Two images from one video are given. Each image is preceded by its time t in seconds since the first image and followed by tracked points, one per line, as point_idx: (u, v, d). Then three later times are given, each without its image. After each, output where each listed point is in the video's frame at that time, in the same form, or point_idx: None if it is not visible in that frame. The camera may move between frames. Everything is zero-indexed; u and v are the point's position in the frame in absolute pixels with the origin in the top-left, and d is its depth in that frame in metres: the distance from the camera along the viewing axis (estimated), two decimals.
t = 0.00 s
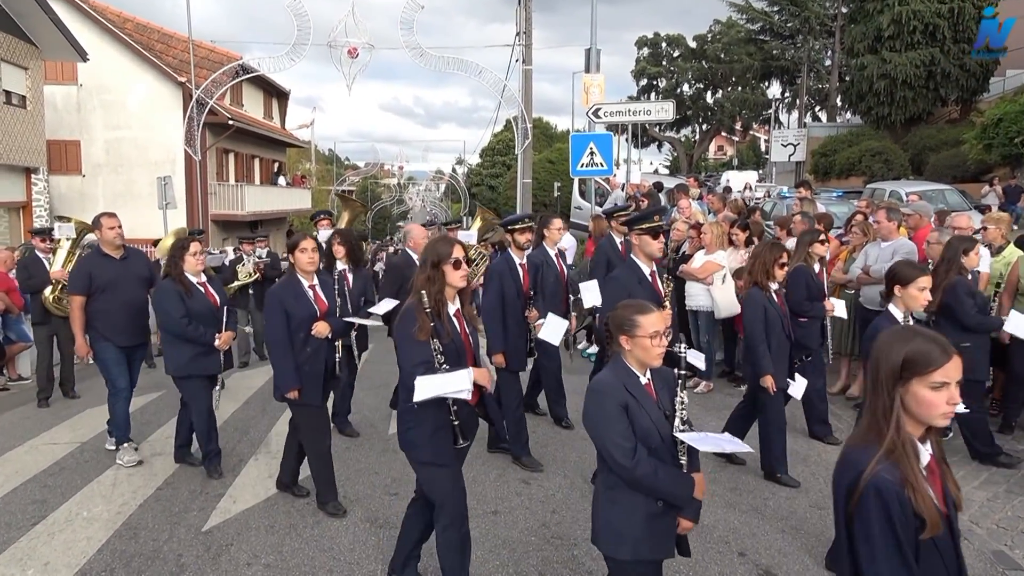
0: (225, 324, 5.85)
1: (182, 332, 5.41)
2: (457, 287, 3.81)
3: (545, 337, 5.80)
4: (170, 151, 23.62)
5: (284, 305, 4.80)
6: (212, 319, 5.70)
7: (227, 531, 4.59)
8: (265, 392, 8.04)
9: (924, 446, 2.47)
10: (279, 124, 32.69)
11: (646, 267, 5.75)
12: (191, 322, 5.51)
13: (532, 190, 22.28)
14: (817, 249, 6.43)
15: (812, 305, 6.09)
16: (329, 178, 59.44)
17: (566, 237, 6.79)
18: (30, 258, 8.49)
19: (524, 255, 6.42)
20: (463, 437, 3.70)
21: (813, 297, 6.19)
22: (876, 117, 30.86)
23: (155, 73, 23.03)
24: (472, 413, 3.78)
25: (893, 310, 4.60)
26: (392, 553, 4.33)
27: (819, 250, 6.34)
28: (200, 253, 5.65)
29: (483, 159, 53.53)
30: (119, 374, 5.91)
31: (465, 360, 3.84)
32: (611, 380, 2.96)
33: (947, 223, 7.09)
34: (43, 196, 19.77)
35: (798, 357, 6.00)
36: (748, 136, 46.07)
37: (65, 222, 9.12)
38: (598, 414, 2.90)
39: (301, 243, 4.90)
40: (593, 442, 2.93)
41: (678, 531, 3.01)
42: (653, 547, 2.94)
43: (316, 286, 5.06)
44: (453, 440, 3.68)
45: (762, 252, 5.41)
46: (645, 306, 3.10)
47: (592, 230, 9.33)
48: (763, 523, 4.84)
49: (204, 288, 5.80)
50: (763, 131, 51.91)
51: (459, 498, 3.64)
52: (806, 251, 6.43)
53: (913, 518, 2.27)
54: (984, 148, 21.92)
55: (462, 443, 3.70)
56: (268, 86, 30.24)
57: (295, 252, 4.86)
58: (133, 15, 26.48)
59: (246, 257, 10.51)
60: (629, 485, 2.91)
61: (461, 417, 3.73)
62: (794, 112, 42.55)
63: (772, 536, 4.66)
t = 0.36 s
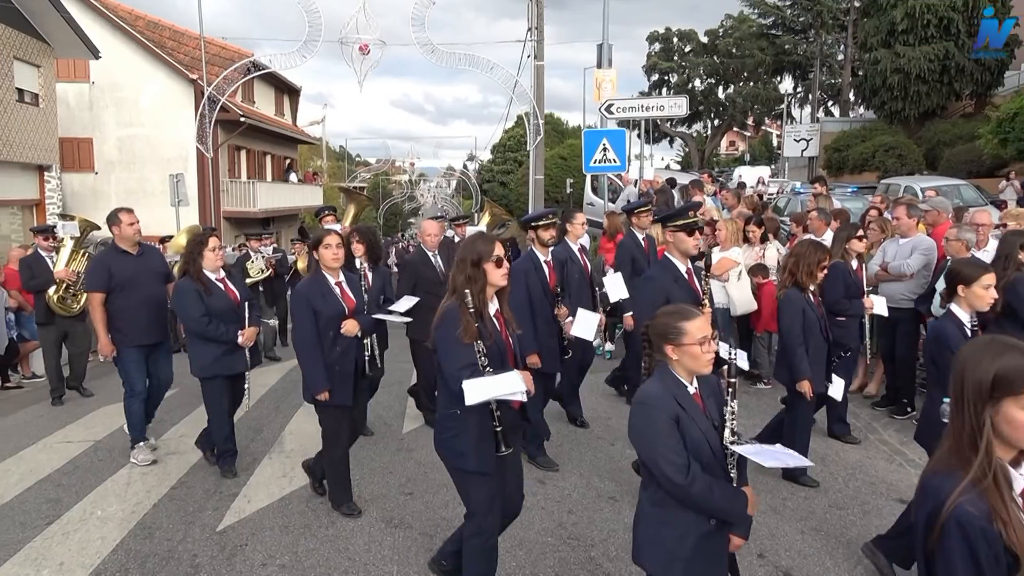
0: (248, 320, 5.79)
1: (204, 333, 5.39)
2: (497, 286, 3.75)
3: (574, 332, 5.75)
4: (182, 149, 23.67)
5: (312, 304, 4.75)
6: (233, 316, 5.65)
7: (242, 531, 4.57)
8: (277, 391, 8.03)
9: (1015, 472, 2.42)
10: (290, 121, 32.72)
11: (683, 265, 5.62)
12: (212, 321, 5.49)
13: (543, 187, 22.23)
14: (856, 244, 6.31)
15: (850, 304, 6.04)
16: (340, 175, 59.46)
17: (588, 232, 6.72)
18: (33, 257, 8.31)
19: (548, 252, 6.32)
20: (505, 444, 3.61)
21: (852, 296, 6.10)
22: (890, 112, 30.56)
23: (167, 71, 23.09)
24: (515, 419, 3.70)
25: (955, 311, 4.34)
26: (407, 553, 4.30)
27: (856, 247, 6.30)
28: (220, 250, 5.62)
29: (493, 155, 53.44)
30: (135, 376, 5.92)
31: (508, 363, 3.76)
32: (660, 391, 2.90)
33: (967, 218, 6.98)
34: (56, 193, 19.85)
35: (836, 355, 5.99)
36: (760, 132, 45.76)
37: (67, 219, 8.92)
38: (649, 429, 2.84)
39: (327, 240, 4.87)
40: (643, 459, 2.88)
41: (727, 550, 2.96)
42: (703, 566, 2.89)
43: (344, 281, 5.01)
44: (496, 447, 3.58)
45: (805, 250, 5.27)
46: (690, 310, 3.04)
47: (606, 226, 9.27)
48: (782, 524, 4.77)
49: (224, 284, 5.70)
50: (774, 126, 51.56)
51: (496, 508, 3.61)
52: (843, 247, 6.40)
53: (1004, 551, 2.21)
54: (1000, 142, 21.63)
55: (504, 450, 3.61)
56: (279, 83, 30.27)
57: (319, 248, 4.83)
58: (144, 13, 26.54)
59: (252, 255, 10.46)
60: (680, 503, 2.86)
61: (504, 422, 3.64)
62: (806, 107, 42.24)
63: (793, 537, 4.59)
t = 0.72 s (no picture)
0: (264, 320, 5.76)
1: (219, 333, 5.41)
2: (529, 288, 3.70)
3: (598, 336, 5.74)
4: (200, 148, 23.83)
5: (334, 303, 4.72)
6: (249, 315, 5.62)
7: (256, 528, 4.59)
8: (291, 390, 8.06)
9: None
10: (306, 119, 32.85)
11: (716, 266, 5.51)
12: (225, 322, 5.48)
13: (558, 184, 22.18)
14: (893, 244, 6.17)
15: (884, 306, 5.77)
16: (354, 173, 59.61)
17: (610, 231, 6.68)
18: (51, 256, 8.52)
19: (572, 251, 6.36)
20: (524, 451, 3.57)
21: (887, 296, 5.85)
22: (911, 108, 30.19)
23: (186, 70, 23.26)
24: (537, 422, 3.64)
25: (1014, 312, 4.03)
26: (419, 551, 4.30)
27: (894, 248, 6.10)
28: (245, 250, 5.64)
29: (508, 153, 53.40)
30: (156, 373, 5.96)
31: (532, 367, 3.71)
32: (689, 395, 2.85)
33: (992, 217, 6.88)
34: (77, 192, 20.03)
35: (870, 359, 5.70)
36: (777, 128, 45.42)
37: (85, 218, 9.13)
38: (675, 436, 2.79)
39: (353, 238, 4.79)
40: (668, 465, 2.84)
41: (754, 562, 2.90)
42: None
43: (365, 281, 4.96)
44: (515, 453, 3.55)
45: (841, 249, 5.10)
46: (727, 312, 2.97)
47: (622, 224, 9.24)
48: (798, 527, 4.72)
49: (241, 283, 5.70)
50: (793, 122, 51.13)
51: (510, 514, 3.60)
52: (880, 247, 6.17)
53: None
54: None
55: (523, 457, 3.57)
56: (295, 81, 30.41)
57: (345, 247, 4.75)
58: (163, 13, 26.73)
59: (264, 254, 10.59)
60: (706, 515, 2.81)
61: (525, 427, 3.59)
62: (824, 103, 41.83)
63: (809, 540, 4.54)
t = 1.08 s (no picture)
0: (280, 323, 5.67)
1: (232, 335, 5.35)
2: (564, 289, 3.61)
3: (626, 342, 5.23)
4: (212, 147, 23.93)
5: (360, 305, 4.71)
6: (265, 319, 5.53)
7: (263, 527, 4.58)
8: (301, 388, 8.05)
9: None
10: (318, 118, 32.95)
11: (757, 267, 5.09)
12: (240, 323, 5.42)
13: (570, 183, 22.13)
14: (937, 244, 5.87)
15: (921, 309, 5.78)
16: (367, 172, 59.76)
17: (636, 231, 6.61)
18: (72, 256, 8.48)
19: (606, 253, 6.26)
20: (558, 457, 3.44)
21: (925, 300, 5.80)
22: (926, 104, 29.91)
23: (198, 70, 23.38)
24: (576, 429, 3.48)
25: None
26: (426, 551, 4.28)
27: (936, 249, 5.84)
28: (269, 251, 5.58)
29: (519, 151, 53.38)
30: (176, 373, 5.96)
31: (569, 371, 3.62)
32: (727, 407, 2.79)
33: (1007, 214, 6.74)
34: (91, 191, 20.16)
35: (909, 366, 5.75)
36: (790, 126, 45.14)
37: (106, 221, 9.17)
38: (709, 447, 2.74)
39: (384, 240, 4.70)
40: (705, 479, 2.77)
41: None
42: None
43: (394, 282, 4.90)
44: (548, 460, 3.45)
45: (885, 253, 4.99)
46: (769, 320, 2.89)
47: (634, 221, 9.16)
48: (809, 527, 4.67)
49: (258, 285, 5.63)
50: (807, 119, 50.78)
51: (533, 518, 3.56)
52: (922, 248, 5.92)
53: None
54: None
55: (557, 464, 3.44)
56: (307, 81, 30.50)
57: (376, 248, 4.68)
58: (175, 13, 26.87)
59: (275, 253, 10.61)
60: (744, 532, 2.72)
61: (560, 434, 3.45)
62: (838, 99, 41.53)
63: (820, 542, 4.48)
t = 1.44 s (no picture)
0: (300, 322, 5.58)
1: (252, 331, 5.27)
2: (598, 284, 3.56)
3: (658, 335, 5.34)
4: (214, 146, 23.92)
5: (392, 301, 4.67)
6: (285, 317, 5.45)
7: (263, 527, 4.57)
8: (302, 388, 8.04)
9: None
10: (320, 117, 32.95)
11: (792, 259, 4.88)
12: (260, 319, 5.34)
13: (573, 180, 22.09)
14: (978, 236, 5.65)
15: (965, 302, 5.73)
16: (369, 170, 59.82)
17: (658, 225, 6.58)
18: (80, 251, 8.38)
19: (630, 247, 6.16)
20: (593, 456, 3.38)
21: (967, 293, 5.76)
22: (930, 99, 29.77)
23: (200, 70, 23.38)
24: (610, 428, 3.44)
25: None
26: (425, 550, 4.27)
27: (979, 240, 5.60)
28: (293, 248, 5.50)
29: (522, 149, 53.36)
30: (195, 371, 5.94)
31: (605, 368, 3.57)
32: (788, 411, 2.71)
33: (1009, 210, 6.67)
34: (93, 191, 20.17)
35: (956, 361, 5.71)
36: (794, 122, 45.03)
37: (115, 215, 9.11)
38: (770, 453, 2.66)
39: (415, 235, 4.72)
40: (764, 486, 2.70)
41: None
42: None
43: (424, 277, 4.90)
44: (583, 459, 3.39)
45: (932, 245, 4.85)
46: (834, 319, 2.81)
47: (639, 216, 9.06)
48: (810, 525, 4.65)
49: (282, 284, 5.56)
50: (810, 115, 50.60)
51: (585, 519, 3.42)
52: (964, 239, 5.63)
53: None
54: None
55: (592, 462, 3.38)
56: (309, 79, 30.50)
57: (408, 245, 4.69)
58: (176, 12, 26.87)
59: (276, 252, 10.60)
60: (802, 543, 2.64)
61: (595, 434, 3.40)
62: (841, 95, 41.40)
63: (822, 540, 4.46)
